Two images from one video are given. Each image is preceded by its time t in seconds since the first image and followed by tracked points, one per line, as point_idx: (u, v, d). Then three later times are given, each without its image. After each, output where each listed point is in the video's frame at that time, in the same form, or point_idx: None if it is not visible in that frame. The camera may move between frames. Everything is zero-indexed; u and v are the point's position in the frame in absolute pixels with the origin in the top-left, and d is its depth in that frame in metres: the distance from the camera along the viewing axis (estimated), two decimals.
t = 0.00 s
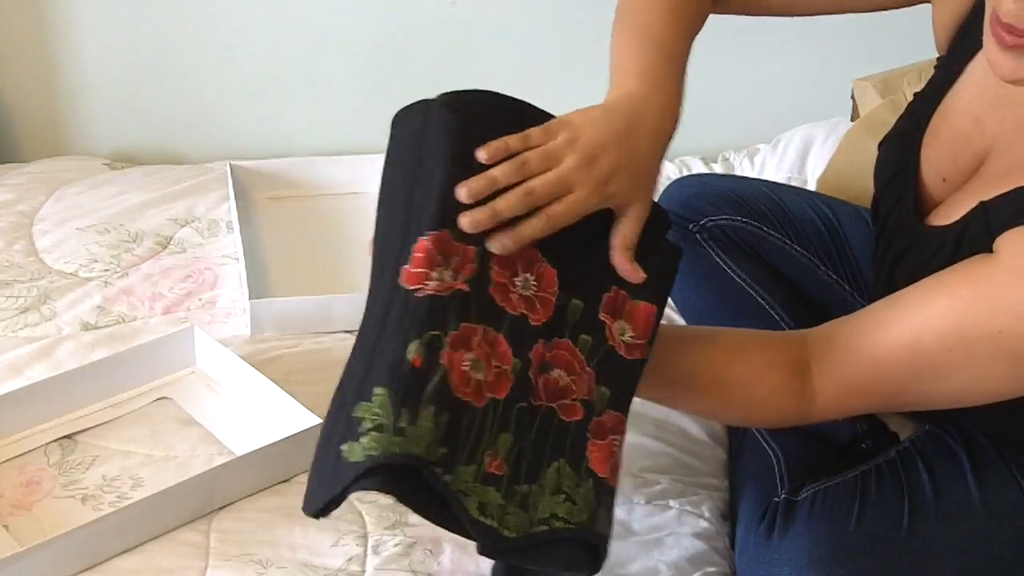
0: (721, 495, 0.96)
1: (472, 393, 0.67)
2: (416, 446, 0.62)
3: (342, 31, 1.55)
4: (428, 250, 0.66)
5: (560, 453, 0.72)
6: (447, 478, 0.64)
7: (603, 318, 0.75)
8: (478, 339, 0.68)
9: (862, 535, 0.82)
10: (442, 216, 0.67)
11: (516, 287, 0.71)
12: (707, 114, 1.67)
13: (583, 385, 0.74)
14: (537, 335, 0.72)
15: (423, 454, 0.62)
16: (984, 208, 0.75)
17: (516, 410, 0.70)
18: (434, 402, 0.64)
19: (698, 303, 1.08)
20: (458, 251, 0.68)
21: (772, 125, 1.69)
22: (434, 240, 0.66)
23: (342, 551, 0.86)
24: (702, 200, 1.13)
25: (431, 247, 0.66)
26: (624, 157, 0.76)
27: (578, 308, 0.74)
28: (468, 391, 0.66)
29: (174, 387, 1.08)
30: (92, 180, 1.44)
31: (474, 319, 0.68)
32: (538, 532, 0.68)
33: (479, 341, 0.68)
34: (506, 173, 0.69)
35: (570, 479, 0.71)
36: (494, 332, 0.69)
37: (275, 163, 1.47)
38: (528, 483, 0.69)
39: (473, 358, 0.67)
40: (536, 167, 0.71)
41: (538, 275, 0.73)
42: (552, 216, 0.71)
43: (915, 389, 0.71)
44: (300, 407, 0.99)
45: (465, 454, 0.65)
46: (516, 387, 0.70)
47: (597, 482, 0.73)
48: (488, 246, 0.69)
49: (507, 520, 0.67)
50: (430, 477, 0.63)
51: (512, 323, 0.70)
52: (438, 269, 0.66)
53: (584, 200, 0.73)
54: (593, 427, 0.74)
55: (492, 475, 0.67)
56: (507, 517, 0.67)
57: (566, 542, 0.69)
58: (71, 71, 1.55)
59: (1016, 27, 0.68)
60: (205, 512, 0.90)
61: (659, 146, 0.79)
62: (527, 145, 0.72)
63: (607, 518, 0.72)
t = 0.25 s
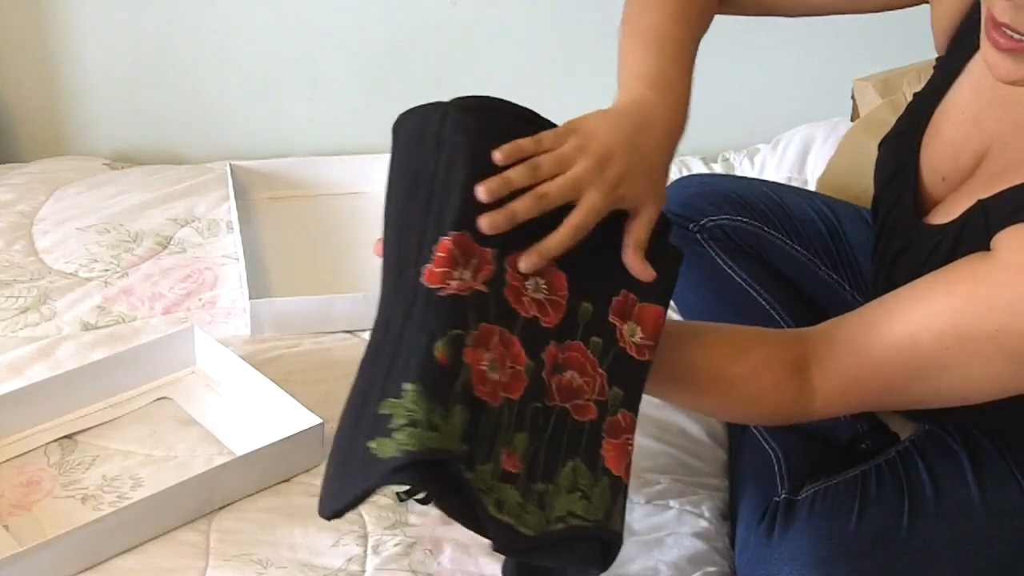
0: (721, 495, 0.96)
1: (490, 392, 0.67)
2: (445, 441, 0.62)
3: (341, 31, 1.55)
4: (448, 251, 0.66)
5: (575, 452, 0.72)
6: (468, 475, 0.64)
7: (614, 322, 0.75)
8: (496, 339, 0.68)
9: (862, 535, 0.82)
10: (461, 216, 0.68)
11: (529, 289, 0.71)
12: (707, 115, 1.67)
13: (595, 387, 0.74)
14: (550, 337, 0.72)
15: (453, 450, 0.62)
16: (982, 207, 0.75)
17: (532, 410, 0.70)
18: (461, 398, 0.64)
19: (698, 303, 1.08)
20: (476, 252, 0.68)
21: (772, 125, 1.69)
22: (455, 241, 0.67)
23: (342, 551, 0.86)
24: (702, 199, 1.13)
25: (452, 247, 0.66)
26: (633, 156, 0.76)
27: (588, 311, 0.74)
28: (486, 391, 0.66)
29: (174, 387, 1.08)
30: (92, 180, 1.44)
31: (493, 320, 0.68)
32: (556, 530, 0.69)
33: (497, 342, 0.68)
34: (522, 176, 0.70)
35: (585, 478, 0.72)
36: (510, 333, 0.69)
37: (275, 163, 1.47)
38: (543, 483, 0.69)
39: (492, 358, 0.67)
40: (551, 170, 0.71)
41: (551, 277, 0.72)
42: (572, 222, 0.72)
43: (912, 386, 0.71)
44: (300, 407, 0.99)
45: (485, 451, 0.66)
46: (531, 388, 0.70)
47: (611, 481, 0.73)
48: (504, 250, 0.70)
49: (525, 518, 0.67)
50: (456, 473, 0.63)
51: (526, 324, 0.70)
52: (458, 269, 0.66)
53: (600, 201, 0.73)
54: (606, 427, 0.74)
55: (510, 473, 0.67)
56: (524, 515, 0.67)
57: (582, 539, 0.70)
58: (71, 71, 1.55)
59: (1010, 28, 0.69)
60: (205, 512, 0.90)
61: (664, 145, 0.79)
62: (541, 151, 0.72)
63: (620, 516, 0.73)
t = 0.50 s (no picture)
0: (721, 494, 0.96)
1: (461, 383, 0.70)
2: (406, 435, 0.67)
3: (342, 30, 1.55)
4: (411, 251, 0.70)
5: (561, 434, 0.73)
6: (439, 465, 0.69)
7: (600, 303, 0.74)
8: (467, 331, 0.71)
9: (862, 534, 0.82)
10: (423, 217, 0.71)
11: (506, 279, 0.73)
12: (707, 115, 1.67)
13: (583, 368, 0.73)
14: (528, 325, 0.73)
15: (414, 444, 0.67)
16: (986, 207, 0.76)
17: (511, 396, 0.72)
18: (423, 393, 0.68)
19: (697, 302, 1.08)
20: (443, 249, 0.71)
21: (772, 125, 1.69)
22: (418, 242, 0.70)
23: (342, 551, 0.86)
24: (702, 200, 1.13)
25: (415, 248, 0.70)
26: (593, 136, 0.77)
27: (573, 296, 0.74)
28: (456, 381, 0.70)
29: (174, 387, 1.08)
30: (92, 180, 1.44)
31: (463, 313, 0.71)
32: (540, 514, 0.71)
33: (467, 334, 0.71)
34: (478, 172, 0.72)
35: (571, 461, 0.72)
36: (484, 323, 0.72)
37: (275, 163, 1.47)
38: (527, 467, 0.72)
39: (463, 350, 0.71)
40: (510, 162, 0.74)
41: (530, 266, 0.74)
42: (538, 203, 0.73)
43: (917, 390, 0.71)
44: (300, 407, 0.99)
45: (457, 441, 0.70)
46: (509, 374, 0.72)
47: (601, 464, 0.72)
48: (474, 243, 0.72)
49: (504, 503, 0.71)
50: (423, 466, 0.68)
51: (502, 314, 0.72)
52: (423, 268, 0.70)
53: (566, 182, 0.74)
54: (596, 408, 0.73)
55: (488, 460, 0.71)
56: (506, 501, 0.71)
57: (569, 522, 0.71)
58: (71, 71, 1.55)
59: (1005, 27, 0.69)
60: (205, 512, 0.90)
61: (635, 126, 0.80)
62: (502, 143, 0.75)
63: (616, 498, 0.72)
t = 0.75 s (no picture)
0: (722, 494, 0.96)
1: (510, 362, 0.70)
2: (468, 407, 0.66)
3: (341, 30, 1.55)
4: (426, 260, 0.71)
5: (623, 389, 0.71)
6: (511, 433, 0.67)
7: (621, 276, 0.74)
8: (502, 317, 0.71)
9: (863, 534, 0.82)
10: (431, 229, 0.73)
11: (524, 270, 0.74)
12: (707, 115, 1.67)
13: (622, 332, 0.72)
14: (558, 305, 0.73)
15: (478, 415, 0.66)
16: (984, 220, 0.75)
17: (563, 365, 0.71)
18: (471, 370, 0.68)
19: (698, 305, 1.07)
20: (457, 253, 0.72)
21: (772, 125, 1.69)
22: (431, 251, 0.72)
23: (342, 551, 0.86)
24: (700, 202, 1.12)
25: (429, 258, 0.72)
26: (580, 125, 0.82)
27: (593, 276, 0.74)
28: (505, 361, 0.69)
29: (174, 387, 1.08)
30: (93, 180, 1.44)
31: (493, 302, 0.71)
32: (625, 463, 0.68)
33: (502, 318, 0.71)
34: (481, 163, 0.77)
35: (640, 409, 0.70)
36: (516, 308, 0.72)
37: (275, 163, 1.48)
38: (599, 424, 0.70)
39: (503, 333, 0.70)
40: (508, 156, 0.79)
41: (544, 256, 0.75)
42: (539, 190, 0.76)
43: (930, 408, 0.71)
44: (301, 408, 0.99)
45: (522, 409, 0.68)
46: (556, 348, 0.71)
47: (671, 407, 0.70)
48: (485, 245, 0.74)
49: (588, 460, 0.68)
50: (494, 439, 0.67)
51: (531, 300, 0.72)
52: (442, 274, 0.71)
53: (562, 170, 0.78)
54: (646, 361, 0.71)
55: (558, 423, 0.69)
56: (588, 457, 0.69)
57: (656, 464, 0.68)
58: (71, 71, 1.55)
59: (972, 30, 0.68)
60: (205, 512, 0.90)
61: (621, 119, 0.84)
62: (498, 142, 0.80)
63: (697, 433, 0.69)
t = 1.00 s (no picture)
0: (720, 495, 0.96)
1: (476, 382, 0.72)
2: (420, 436, 0.68)
3: (341, 30, 1.55)
4: (414, 263, 0.72)
5: (584, 425, 0.73)
6: (461, 464, 0.69)
7: (609, 297, 0.74)
8: (478, 333, 0.73)
9: (862, 537, 0.82)
10: (423, 229, 0.73)
11: (511, 282, 0.74)
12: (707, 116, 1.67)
13: (597, 359, 0.74)
14: (539, 321, 0.74)
15: (430, 444, 0.68)
16: (977, 225, 0.76)
17: (528, 392, 0.73)
18: (431, 395, 0.70)
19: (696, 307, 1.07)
20: (446, 257, 0.73)
21: (772, 125, 1.69)
22: (420, 252, 0.72)
23: (342, 551, 0.86)
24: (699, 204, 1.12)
25: (417, 260, 0.72)
26: (620, 114, 0.82)
27: (581, 293, 0.75)
28: (472, 381, 0.72)
29: (174, 387, 1.08)
30: (93, 180, 1.44)
31: (469, 316, 0.73)
32: (569, 505, 0.71)
33: (478, 335, 0.73)
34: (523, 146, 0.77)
35: (596, 449, 0.72)
36: (494, 325, 0.73)
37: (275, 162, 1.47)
38: (551, 460, 0.72)
39: (474, 351, 0.72)
40: (550, 141, 0.78)
41: (535, 267, 0.75)
42: (572, 171, 0.76)
43: (924, 414, 0.71)
44: (300, 408, 0.99)
45: (476, 440, 0.70)
46: (527, 369, 0.73)
47: (626, 452, 0.72)
48: (476, 251, 0.74)
49: (533, 497, 0.71)
50: (442, 466, 0.69)
51: (512, 315, 0.74)
52: (426, 279, 0.72)
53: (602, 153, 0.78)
54: (613, 397, 0.73)
55: (511, 455, 0.71)
56: (534, 494, 0.71)
57: (598, 510, 0.70)
58: (71, 71, 1.55)
59: (952, 36, 0.69)
60: (205, 513, 0.90)
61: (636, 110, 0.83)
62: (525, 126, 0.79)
63: (644, 483, 0.71)
